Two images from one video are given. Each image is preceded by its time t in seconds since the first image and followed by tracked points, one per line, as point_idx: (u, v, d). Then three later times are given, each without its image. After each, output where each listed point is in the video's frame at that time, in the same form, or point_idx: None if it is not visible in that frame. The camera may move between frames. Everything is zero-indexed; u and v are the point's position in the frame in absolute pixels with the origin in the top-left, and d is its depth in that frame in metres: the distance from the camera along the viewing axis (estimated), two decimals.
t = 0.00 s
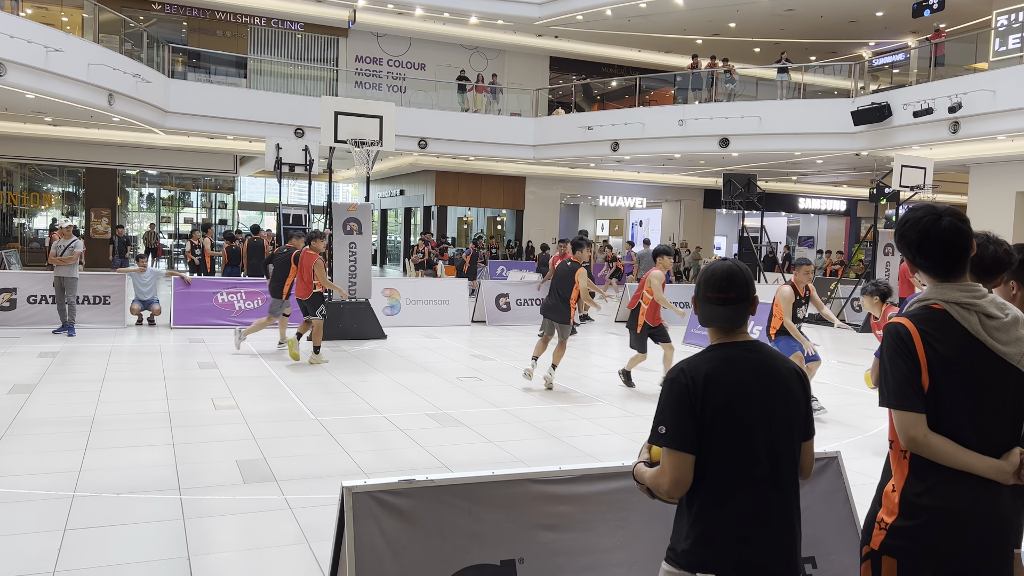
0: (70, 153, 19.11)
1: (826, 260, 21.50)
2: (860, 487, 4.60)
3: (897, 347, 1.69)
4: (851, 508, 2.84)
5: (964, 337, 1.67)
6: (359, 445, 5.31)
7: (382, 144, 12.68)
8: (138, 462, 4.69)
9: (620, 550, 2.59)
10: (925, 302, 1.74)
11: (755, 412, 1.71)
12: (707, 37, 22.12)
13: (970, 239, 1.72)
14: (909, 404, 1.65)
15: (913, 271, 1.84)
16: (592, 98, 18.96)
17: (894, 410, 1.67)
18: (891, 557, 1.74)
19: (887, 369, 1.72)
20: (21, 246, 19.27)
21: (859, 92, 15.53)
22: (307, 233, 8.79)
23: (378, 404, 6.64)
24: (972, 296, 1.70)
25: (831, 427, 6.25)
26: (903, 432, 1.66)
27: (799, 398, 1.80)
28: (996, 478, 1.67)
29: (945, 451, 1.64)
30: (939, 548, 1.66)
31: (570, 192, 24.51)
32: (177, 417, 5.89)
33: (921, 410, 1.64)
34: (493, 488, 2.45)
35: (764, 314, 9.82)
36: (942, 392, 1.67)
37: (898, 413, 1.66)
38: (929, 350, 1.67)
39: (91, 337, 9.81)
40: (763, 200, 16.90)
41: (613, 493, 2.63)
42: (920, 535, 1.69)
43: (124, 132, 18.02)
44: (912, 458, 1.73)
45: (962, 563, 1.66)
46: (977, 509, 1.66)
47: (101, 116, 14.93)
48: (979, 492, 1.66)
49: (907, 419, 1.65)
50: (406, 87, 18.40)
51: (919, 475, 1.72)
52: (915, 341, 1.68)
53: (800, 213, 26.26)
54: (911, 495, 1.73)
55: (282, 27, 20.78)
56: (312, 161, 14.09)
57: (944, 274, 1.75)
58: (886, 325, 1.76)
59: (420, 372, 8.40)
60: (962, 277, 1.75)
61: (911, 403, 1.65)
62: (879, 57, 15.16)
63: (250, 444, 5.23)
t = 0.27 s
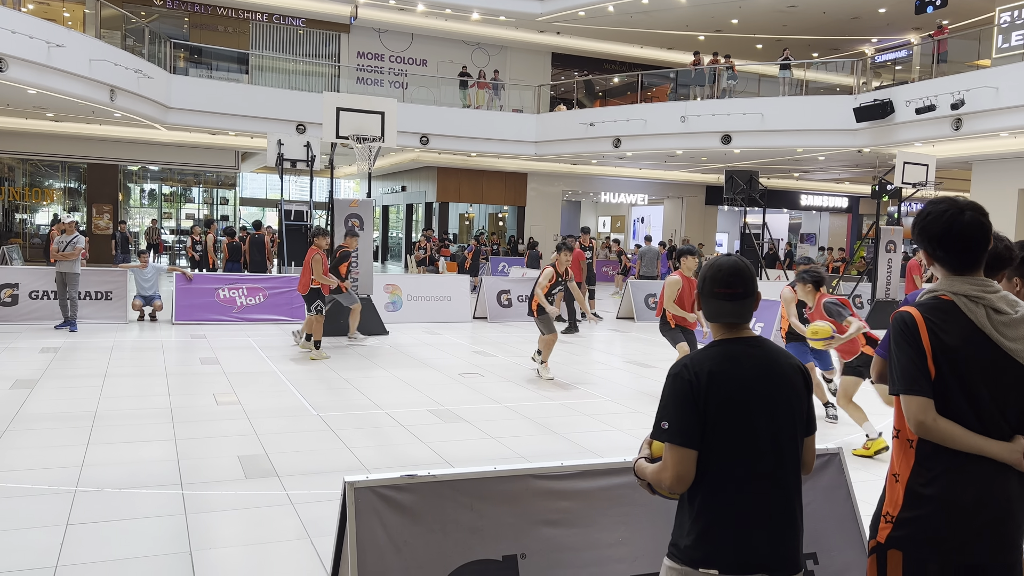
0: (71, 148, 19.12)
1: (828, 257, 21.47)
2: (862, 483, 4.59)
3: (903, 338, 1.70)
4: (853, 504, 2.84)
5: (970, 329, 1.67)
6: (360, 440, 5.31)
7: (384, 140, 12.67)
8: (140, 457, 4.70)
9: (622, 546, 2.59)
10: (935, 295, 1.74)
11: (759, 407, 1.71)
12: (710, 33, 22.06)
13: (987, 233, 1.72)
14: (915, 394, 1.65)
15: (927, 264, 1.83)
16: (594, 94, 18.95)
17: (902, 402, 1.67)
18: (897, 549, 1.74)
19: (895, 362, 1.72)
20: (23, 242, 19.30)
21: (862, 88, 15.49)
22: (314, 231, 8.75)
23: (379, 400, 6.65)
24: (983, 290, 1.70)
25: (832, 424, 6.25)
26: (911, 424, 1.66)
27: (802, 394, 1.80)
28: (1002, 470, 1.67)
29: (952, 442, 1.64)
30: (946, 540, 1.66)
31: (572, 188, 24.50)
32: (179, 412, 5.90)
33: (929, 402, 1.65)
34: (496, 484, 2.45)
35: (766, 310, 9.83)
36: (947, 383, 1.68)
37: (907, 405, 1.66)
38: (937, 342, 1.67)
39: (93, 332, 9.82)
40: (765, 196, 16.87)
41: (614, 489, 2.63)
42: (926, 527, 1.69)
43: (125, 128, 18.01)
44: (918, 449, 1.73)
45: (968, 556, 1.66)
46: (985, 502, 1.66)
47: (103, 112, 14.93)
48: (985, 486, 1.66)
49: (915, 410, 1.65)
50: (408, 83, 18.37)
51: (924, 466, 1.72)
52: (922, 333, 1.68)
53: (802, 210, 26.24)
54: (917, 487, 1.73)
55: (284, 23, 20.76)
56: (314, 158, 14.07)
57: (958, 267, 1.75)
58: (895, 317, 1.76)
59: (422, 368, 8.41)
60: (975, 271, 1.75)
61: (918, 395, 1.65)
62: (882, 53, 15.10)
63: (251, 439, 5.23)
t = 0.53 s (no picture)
0: (72, 145, 19.13)
1: (829, 254, 21.46)
2: (864, 481, 4.59)
3: (915, 335, 1.69)
4: (854, 501, 2.84)
5: (983, 327, 1.67)
6: (362, 437, 5.31)
7: (385, 138, 12.67)
8: (142, 454, 4.70)
9: (624, 543, 2.59)
10: (950, 291, 1.73)
11: (762, 405, 1.71)
12: (711, 30, 22.04)
13: (1010, 231, 1.71)
14: (928, 391, 1.65)
15: (941, 261, 1.83)
16: (595, 92, 18.89)
17: (914, 398, 1.67)
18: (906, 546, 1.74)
19: (907, 359, 1.71)
20: (24, 239, 19.28)
21: (864, 86, 15.47)
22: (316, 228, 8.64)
23: (380, 397, 6.66)
24: (999, 288, 1.69)
25: (834, 421, 6.24)
26: (922, 420, 1.65)
27: (804, 391, 1.79)
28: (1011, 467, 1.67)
29: (962, 439, 1.63)
30: (956, 538, 1.66)
31: (573, 186, 24.46)
32: (181, 409, 5.90)
33: (940, 399, 1.64)
34: (497, 481, 2.45)
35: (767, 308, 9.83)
36: (959, 380, 1.67)
37: (918, 402, 1.66)
38: (948, 339, 1.67)
39: (94, 329, 9.82)
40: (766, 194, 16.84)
41: (616, 486, 2.63)
42: (935, 525, 1.69)
43: (126, 125, 17.98)
44: (930, 447, 1.73)
45: (978, 555, 1.65)
46: (995, 500, 1.65)
47: (104, 109, 14.91)
48: (995, 483, 1.66)
49: (927, 407, 1.65)
50: (409, 80, 18.38)
51: (935, 464, 1.71)
52: (934, 331, 1.68)
53: (803, 207, 26.24)
54: (928, 485, 1.72)
55: (286, 20, 20.77)
56: (315, 155, 14.07)
57: (974, 264, 1.74)
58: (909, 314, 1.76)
59: (423, 365, 8.41)
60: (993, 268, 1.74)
61: (930, 392, 1.65)
62: (884, 50, 15.08)
63: (253, 436, 5.24)
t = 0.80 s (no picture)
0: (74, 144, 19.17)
1: (830, 253, 21.45)
2: (866, 480, 4.59)
3: (930, 334, 1.68)
4: (857, 499, 2.84)
5: (996, 327, 1.67)
6: (364, 435, 5.32)
7: (386, 136, 12.68)
8: (144, 453, 4.71)
9: (627, 542, 2.59)
10: (960, 290, 1.73)
11: (765, 403, 1.71)
12: (712, 29, 22.02)
13: None
14: (944, 391, 1.64)
15: (949, 260, 1.83)
16: (596, 90, 18.83)
17: (928, 396, 1.66)
18: (915, 546, 1.74)
19: (918, 357, 1.71)
20: (25, 237, 19.35)
21: (865, 84, 15.45)
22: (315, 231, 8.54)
23: (382, 395, 6.66)
24: (1007, 286, 1.70)
25: (835, 419, 6.24)
26: (937, 419, 1.65)
27: (807, 390, 1.80)
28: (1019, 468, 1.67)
29: (975, 437, 1.63)
30: (963, 537, 1.67)
31: (574, 184, 24.47)
32: (182, 408, 5.91)
33: (955, 396, 1.63)
34: (500, 479, 2.46)
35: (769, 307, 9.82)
36: (971, 380, 1.67)
37: (932, 400, 1.65)
38: (962, 336, 1.67)
39: (96, 327, 9.84)
40: (767, 192, 16.82)
41: (619, 484, 2.63)
42: (945, 523, 1.69)
43: (128, 124, 18.03)
44: (941, 447, 1.72)
45: (985, 554, 1.66)
46: (1003, 497, 1.65)
47: (105, 108, 14.93)
48: (1005, 481, 1.66)
49: (942, 405, 1.64)
50: (410, 78, 18.38)
51: (945, 464, 1.71)
52: (949, 330, 1.67)
53: (804, 205, 26.24)
54: (939, 484, 1.72)
55: (287, 18, 20.77)
56: (316, 153, 14.07)
57: (984, 263, 1.74)
58: (920, 312, 1.75)
59: (424, 364, 8.41)
60: (1002, 267, 1.75)
61: (946, 391, 1.64)
62: (885, 48, 15.06)
63: (254, 434, 5.25)
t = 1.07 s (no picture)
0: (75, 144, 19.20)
1: (831, 252, 21.44)
2: (869, 478, 4.59)
3: (931, 333, 1.68)
4: (859, 498, 2.84)
5: (996, 325, 1.67)
6: (366, 435, 5.33)
7: (387, 136, 12.68)
8: (146, 452, 4.72)
9: (629, 541, 2.60)
10: (960, 288, 1.73)
11: (767, 401, 1.71)
12: (713, 27, 22.00)
13: None
14: (944, 390, 1.64)
15: (950, 257, 1.82)
16: (597, 89, 18.83)
17: (928, 395, 1.66)
18: (916, 545, 1.74)
19: (919, 355, 1.71)
20: (27, 238, 19.40)
21: (866, 82, 15.43)
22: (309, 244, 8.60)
23: (384, 395, 6.67)
24: (1008, 284, 1.70)
25: (837, 418, 6.24)
26: (937, 419, 1.64)
27: (809, 389, 1.79)
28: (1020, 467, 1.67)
29: (975, 436, 1.62)
30: (963, 537, 1.67)
31: (575, 183, 24.48)
32: (185, 407, 5.92)
33: (955, 395, 1.63)
34: (502, 478, 2.46)
35: (770, 305, 9.82)
36: (972, 377, 1.67)
37: (932, 400, 1.65)
38: (962, 334, 1.66)
39: (98, 328, 9.85)
40: (769, 191, 16.81)
41: (621, 483, 2.63)
42: (945, 523, 1.69)
43: (129, 124, 18.06)
44: (942, 446, 1.72)
45: (986, 552, 1.66)
46: (1003, 496, 1.66)
47: (107, 108, 14.96)
48: (1005, 480, 1.66)
49: (941, 404, 1.64)
50: (411, 78, 18.38)
51: (947, 463, 1.71)
52: (950, 328, 1.67)
53: (805, 204, 26.23)
54: (940, 483, 1.72)
55: (287, 18, 20.79)
56: (317, 153, 14.07)
57: (984, 260, 1.74)
58: (921, 310, 1.75)
59: (426, 363, 8.42)
60: (1004, 266, 1.75)
61: (946, 390, 1.63)
62: (887, 47, 15.04)
63: (257, 434, 5.25)
